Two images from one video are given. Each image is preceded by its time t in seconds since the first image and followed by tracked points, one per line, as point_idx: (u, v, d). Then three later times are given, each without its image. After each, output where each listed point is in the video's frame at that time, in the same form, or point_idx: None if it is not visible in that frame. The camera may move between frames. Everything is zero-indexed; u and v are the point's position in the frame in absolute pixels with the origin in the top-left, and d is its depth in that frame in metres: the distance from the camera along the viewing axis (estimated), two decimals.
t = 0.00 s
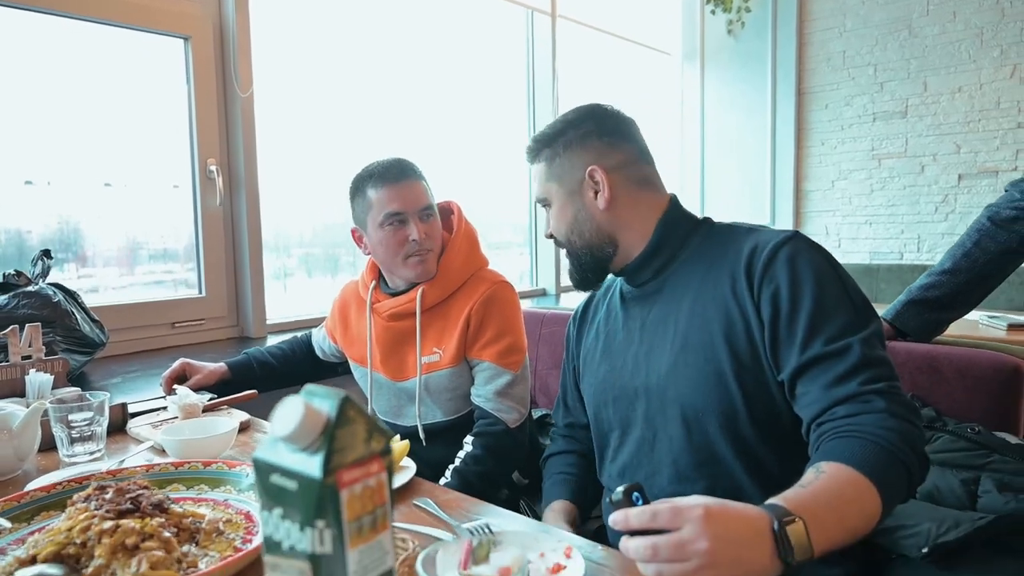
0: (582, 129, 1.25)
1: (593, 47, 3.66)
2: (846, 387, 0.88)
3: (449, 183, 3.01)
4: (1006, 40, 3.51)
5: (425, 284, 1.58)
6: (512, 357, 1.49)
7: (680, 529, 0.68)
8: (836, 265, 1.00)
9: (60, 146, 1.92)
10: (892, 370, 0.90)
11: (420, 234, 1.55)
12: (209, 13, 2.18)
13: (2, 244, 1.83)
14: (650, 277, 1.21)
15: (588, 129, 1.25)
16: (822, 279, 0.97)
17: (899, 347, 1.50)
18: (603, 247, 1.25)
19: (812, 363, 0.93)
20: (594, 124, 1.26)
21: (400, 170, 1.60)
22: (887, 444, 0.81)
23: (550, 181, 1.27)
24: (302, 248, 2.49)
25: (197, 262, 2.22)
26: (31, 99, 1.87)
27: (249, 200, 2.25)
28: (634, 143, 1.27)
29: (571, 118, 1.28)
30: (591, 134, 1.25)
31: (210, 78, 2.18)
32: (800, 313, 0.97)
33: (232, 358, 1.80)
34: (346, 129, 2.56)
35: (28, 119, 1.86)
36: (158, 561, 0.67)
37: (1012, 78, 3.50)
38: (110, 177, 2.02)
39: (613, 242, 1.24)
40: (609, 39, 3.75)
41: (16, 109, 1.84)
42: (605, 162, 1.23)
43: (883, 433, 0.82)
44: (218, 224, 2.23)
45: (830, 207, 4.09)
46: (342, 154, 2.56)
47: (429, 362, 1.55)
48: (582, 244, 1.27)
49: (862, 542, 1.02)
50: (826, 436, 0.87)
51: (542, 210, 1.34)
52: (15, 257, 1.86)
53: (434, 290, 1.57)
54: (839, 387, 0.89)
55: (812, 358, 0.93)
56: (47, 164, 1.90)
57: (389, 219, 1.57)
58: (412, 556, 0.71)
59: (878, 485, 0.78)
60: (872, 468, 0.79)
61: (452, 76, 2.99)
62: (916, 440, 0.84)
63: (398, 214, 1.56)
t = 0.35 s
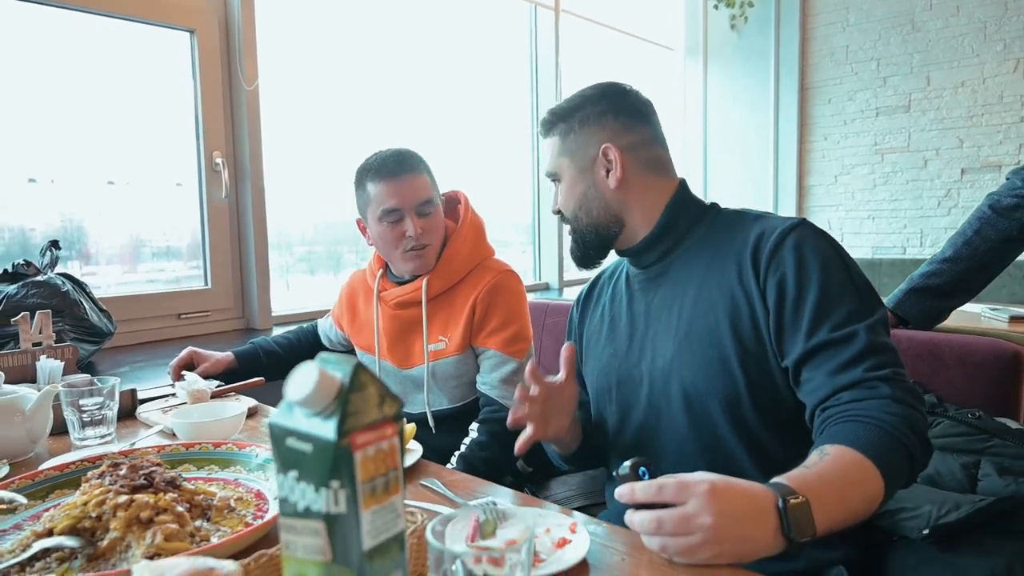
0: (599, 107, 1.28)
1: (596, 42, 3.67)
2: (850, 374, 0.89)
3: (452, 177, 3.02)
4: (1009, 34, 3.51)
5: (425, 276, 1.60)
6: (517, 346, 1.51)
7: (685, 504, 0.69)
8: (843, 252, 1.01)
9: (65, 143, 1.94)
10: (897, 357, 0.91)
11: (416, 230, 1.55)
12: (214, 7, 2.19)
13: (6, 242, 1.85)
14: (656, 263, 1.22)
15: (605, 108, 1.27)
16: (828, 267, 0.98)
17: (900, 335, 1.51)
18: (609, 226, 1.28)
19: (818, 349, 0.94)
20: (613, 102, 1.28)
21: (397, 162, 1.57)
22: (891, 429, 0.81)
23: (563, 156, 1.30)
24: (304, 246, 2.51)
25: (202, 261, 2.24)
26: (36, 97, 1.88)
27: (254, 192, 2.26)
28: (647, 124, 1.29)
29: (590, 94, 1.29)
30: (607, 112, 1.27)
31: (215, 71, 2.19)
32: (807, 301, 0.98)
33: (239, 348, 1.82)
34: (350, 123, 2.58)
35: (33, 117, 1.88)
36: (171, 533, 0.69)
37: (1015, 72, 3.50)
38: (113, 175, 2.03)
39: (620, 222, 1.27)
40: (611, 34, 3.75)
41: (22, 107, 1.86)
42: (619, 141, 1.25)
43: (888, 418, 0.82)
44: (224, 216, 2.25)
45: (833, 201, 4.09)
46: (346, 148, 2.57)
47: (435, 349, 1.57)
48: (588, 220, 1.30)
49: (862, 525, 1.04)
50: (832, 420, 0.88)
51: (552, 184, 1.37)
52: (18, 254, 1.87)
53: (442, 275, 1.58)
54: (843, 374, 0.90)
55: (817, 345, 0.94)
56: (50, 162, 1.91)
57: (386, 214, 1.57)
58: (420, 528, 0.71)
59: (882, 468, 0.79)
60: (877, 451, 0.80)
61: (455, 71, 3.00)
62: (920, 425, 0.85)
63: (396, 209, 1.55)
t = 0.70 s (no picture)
0: (612, 110, 1.28)
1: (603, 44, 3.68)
2: (861, 384, 0.90)
3: (460, 179, 3.04)
4: (1017, 36, 3.51)
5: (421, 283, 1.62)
6: (530, 353, 1.53)
7: (691, 503, 0.71)
8: (854, 262, 1.02)
9: (78, 145, 1.97)
10: (908, 366, 0.92)
11: (403, 242, 1.57)
12: (227, 12, 2.22)
13: (16, 244, 1.88)
14: (667, 268, 1.24)
15: (617, 111, 1.28)
16: (839, 276, 1.00)
17: (907, 337, 1.52)
18: (619, 230, 1.29)
19: (830, 358, 0.95)
20: (625, 105, 1.29)
21: (392, 171, 1.57)
22: (901, 438, 0.83)
23: (574, 159, 1.31)
24: (312, 246, 2.53)
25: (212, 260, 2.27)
26: (50, 101, 1.92)
27: (264, 195, 2.29)
28: (660, 128, 1.30)
29: (602, 98, 1.30)
30: (620, 116, 1.28)
31: (227, 75, 2.22)
32: (818, 310, 0.99)
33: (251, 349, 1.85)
34: (358, 127, 2.60)
35: (54, 120, 1.93)
36: (192, 530, 0.71)
37: None
38: (122, 176, 2.06)
39: (630, 226, 1.28)
40: (619, 37, 3.77)
41: (36, 110, 1.89)
42: (630, 145, 1.26)
43: (898, 427, 0.83)
44: (235, 219, 2.27)
45: (840, 203, 4.09)
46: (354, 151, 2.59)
47: (447, 354, 1.59)
48: (598, 223, 1.31)
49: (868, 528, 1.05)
50: (842, 427, 0.89)
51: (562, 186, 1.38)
52: (28, 258, 1.91)
53: (456, 279, 1.61)
54: (854, 384, 0.91)
55: (828, 354, 0.95)
56: (59, 164, 1.94)
57: (380, 222, 1.60)
58: (433, 525, 0.73)
59: (888, 475, 0.80)
60: (885, 459, 0.81)
61: (463, 74, 3.02)
62: (930, 434, 0.86)
63: (386, 220, 1.57)
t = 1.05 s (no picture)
0: (612, 115, 1.29)
1: (604, 47, 3.68)
2: (861, 400, 0.90)
3: (461, 182, 3.05)
4: (1021, 38, 3.50)
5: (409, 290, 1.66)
6: (530, 351, 1.54)
7: (678, 511, 0.71)
8: (854, 275, 1.02)
9: (85, 146, 1.99)
10: (907, 382, 0.92)
11: (387, 248, 1.63)
12: (228, 17, 2.23)
13: (25, 244, 1.89)
14: (665, 275, 1.24)
15: (617, 117, 1.28)
16: (840, 290, 0.99)
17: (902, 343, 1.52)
18: (618, 237, 1.29)
19: (829, 373, 0.95)
20: (626, 111, 1.29)
21: (377, 179, 1.64)
22: (895, 457, 0.83)
23: (573, 164, 1.31)
24: (319, 247, 2.54)
25: (215, 262, 2.28)
26: (57, 104, 1.93)
27: (265, 199, 2.30)
28: (661, 134, 1.30)
29: (604, 102, 1.31)
30: (620, 122, 1.28)
31: (228, 79, 2.23)
32: (817, 324, 0.99)
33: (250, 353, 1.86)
34: (359, 131, 2.61)
35: (60, 122, 1.94)
36: (180, 538, 0.71)
37: None
38: (130, 177, 2.08)
39: (629, 233, 1.28)
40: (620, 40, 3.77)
41: (43, 113, 1.91)
42: (628, 153, 1.26)
43: (893, 445, 0.84)
44: (235, 222, 2.28)
45: (843, 205, 4.08)
46: (355, 155, 2.60)
47: (442, 357, 1.60)
48: (596, 230, 1.31)
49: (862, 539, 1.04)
50: (839, 443, 0.89)
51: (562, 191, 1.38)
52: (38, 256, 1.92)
53: (452, 279, 1.62)
54: (852, 401, 0.91)
55: (826, 370, 0.95)
56: (68, 165, 1.95)
57: (368, 229, 1.67)
58: (417, 535, 0.73)
59: (880, 492, 0.80)
60: (880, 477, 0.81)
61: (465, 78, 3.03)
62: (928, 453, 0.87)
63: (373, 226, 1.64)
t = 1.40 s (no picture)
0: (613, 104, 1.21)
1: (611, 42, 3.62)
2: (868, 416, 0.86)
3: (464, 179, 3.02)
4: None
5: (394, 285, 1.68)
6: (531, 345, 1.61)
7: (633, 483, 0.72)
8: (864, 280, 0.96)
9: (83, 143, 1.98)
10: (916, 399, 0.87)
11: (373, 241, 1.64)
12: (225, 12, 2.21)
13: (44, 241, 1.93)
14: (664, 272, 1.18)
15: (618, 106, 1.21)
16: (848, 297, 0.93)
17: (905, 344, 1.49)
18: (616, 231, 1.23)
19: (834, 387, 0.90)
20: (631, 100, 1.21)
21: (366, 171, 1.65)
22: (882, 469, 0.81)
23: (572, 154, 1.24)
24: (333, 245, 2.57)
25: (213, 259, 2.26)
26: (53, 100, 1.92)
27: (263, 196, 2.28)
28: (666, 124, 1.22)
29: (606, 90, 1.23)
30: (621, 111, 1.20)
31: (226, 75, 2.21)
32: (820, 334, 0.93)
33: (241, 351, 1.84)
34: (358, 127, 2.58)
35: (66, 120, 1.95)
36: (134, 545, 0.69)
37: None
38: (146, 176, 2.11)
39: (628, 227, 1.22)
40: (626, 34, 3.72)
41: (38, 110, 1.90)
42: (628, 145, 1.19)
43: (886, 459, 0.81)
44: (233, 219, 2.27)
45: (853, 202, 4.01)
46: (356, 152, 2.59)
47: (429, 354, 1.65)
48: (595, 222, 1.25)
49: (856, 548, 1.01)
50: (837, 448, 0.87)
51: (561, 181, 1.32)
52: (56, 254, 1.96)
53: (435, 276, 1.65)
54: (858, 416, 0.87)
55: (836, 382, 0.89)
56: (84, 164, 1.98)
57: (353, 222, 1.67)
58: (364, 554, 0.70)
59: (858, 503, 0.79)
60: (867, 492, 0.79)
61: (468, 73, 3.00)
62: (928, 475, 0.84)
63: (358, 220, 1.65)
